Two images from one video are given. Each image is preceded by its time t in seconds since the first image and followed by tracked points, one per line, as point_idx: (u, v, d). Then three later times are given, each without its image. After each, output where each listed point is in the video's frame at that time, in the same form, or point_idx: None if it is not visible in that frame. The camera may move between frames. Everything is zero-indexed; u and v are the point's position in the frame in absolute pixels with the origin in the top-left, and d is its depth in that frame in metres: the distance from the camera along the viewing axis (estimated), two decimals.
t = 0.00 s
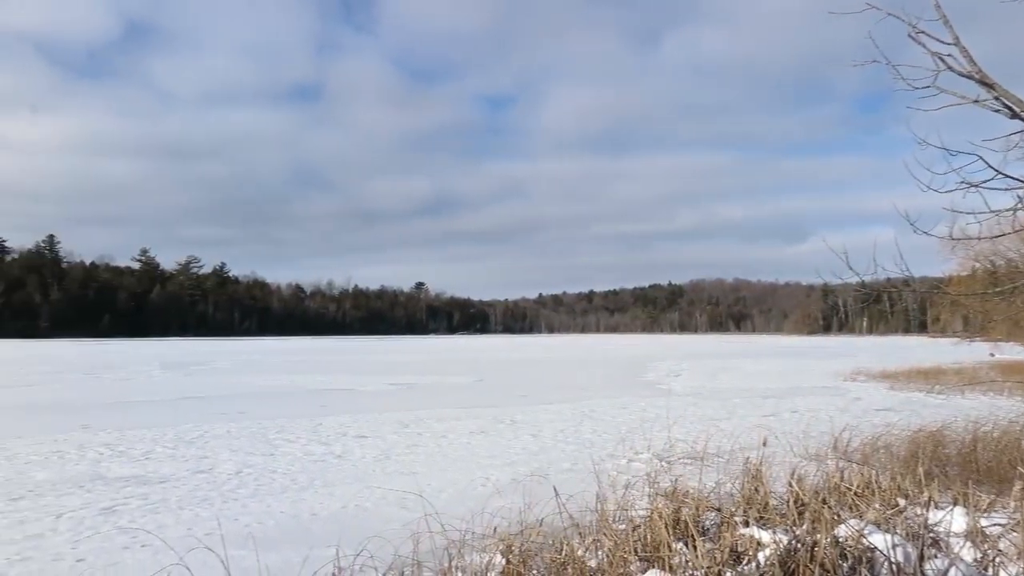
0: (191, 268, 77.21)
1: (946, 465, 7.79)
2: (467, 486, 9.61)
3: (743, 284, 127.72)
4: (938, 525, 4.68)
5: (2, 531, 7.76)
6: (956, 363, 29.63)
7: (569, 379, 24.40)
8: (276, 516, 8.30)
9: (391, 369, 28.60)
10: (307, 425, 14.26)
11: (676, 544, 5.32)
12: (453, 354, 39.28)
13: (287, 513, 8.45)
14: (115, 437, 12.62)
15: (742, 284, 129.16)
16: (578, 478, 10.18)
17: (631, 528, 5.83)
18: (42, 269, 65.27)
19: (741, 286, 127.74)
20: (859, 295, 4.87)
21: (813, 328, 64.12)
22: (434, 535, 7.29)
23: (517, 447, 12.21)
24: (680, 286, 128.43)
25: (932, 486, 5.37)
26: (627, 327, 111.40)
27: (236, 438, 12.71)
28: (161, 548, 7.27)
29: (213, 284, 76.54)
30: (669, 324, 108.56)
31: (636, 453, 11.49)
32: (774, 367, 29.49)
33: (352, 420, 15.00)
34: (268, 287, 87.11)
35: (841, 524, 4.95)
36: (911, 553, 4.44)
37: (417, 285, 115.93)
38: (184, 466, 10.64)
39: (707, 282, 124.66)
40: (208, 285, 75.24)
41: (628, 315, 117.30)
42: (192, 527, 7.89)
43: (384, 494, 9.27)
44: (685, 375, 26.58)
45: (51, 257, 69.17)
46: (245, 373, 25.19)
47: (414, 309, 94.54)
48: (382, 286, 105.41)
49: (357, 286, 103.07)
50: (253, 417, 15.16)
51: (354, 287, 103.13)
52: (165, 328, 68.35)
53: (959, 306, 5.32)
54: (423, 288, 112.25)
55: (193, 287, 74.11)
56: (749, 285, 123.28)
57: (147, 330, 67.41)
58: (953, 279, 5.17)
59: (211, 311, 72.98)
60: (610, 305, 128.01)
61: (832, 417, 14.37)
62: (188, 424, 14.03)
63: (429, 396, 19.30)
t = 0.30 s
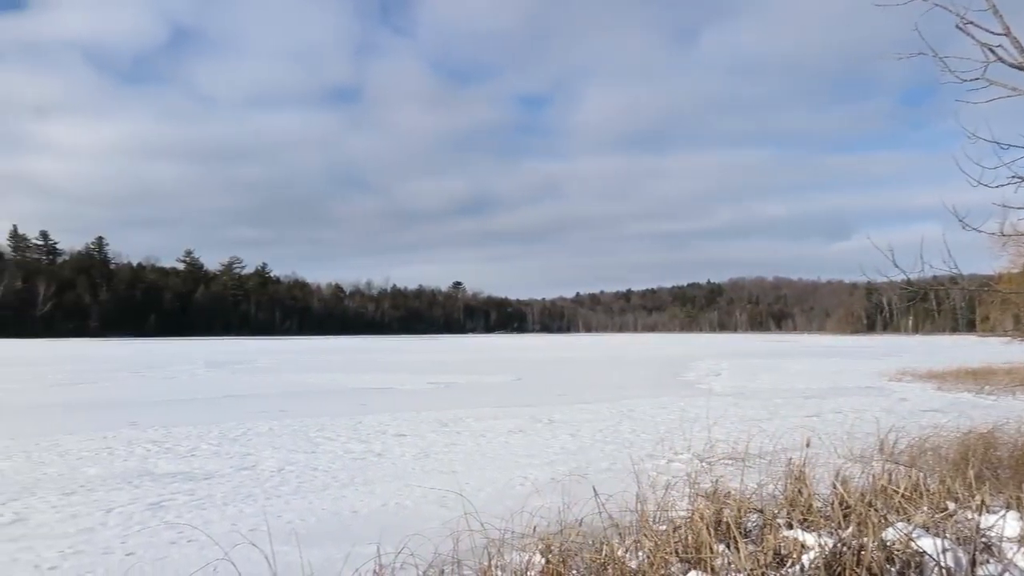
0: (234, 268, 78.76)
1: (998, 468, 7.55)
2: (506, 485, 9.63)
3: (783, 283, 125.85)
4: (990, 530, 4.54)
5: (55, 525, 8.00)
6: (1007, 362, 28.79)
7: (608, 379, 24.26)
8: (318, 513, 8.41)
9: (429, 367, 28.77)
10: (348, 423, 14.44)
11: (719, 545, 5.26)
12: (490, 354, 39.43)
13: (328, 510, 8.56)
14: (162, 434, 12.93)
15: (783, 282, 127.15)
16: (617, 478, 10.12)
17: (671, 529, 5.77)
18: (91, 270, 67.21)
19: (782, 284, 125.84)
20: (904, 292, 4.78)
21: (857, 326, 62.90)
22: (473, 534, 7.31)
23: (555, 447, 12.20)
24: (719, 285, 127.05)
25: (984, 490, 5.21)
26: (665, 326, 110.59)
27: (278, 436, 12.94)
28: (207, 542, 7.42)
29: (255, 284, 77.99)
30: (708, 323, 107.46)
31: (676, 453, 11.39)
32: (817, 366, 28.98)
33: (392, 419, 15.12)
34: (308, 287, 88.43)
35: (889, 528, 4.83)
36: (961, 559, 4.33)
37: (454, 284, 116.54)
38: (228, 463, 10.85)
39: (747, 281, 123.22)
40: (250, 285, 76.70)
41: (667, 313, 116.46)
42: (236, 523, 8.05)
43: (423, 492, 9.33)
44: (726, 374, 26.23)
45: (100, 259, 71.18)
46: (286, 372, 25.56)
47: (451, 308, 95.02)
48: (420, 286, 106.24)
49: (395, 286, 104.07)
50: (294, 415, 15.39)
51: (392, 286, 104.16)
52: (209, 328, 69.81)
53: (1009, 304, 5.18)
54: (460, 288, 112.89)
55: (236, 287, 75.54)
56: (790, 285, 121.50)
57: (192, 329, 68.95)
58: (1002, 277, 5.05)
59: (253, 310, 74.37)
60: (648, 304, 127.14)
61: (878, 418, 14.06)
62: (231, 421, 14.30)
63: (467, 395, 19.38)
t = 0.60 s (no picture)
0: (275, 268, 80.09)
1: None
2: (544, 484, 9.62)
3: (825, 281, 123.72)
4: None
5: (104, 518, 8.22)
6: None
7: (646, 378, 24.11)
8: (358, 510, 8.51)
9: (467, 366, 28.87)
10: (387, 420, 14.58)
11: (761, 548, 5.17)
12: (527, 353, 39.47)
13: (368, 507, 8.64)
14: (206, 430, 13.20)
15: (825, 281, 124.88)
16: (656, 478, 10.04)
17: (712, 531, 5.70)
18: (138, 270, 68.98)
19: (824, 283, 123.70)
20: (953, 291, 4.66)
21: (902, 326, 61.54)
22: (512, 532, 7.30)
23: (593, 446, 12.14)
24: (759, 283, 125.41)
25: None
26: (704, 325, 109.55)
27: (319, 433, 13.12)
28: (250, 537, 7.55)
29: (296, 283, 79.21)
30: (748, 321, 106.15)
31: (716, 454, 11.25)
32: (860, 367, 28.42)
33: (429, 417, 15.21)
34: (347, 286, 89.52)
35: (938, 532, 4.71)
36: (1016, 565, 4.19)
37: (491, 283, 116.98)
38: (270, 459, 11.04)
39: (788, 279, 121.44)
40: (291, 285, 77.93)
41: (705, 312, 115.35)
42: (278, 519, 8.17)
43: (462, 490, 9.37)
44: (766, 374, 25.88)
45: (146, 259, 72.99)
46: (326, 370, 25.90)
47: (488, 307, 95.31)
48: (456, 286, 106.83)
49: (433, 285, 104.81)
50: (334, 412, 15.59)
51: (429, 286, 104.91)
52: (251, 326, 71.14)
53: None
54: (497, 287, 113.19)
55: (277, 287, 76.75)
56: (832, 284, 119.41)
57: (234, 328, 70.31)
58: None
59: (294, 309, 75.55)
60: (686, 303, 125.97)
61: (925, 420, 13.72)
62: (273, 418, 14.54)
63: (505, 394, 19.42)
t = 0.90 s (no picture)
0: (315, 268, 81.24)
1: None
2: (583, 484, 9.59)
3: (869, 280, 121.17)
4: None
5: (152, 513, 8.43)
6: None
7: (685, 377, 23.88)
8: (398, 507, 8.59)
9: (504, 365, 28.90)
10: (425, 419, 14.67)
11: (805, 550, 5.09)
12: (565, 351, 39.39)
13: (408, 505, 8.72)
14: (250, 427, 13.44)
15: (868, 279, 122.25)
16: (696, 478, 9.93)
17: (754, 533, 5.62)
18: (182, 271, 70.54)
19: (867, 281, 121.13)
20: (1003, 288, 4.54)
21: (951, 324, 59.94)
22: (551, 532, 7.30)
23: (631, 446, 12.07)
24: (800, 281, 123.37)
25: None
26: (744, 324, 108.14)
27: (359, 431, 13.26)
28: (293, 534, 7.67)
29: (335, 283, 80.23)
30: (789, 320, 104.49)
31: (757, 454, 11.09)
32: (906, 366, 27.76)
33: (468, 415, 15.26)
34: (385, 285, 90.37)
35: (990, 536, 4.59)
36: None
37: (528, 283, 117.01)
38: (311, 457, 11.20)
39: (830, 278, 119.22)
40: (330, 284, 78.95)
41: (745, 311, 113.83)
42: (320, 515, 8.29)
43: (500, 489, 9.40)
44: (808, 374, 25.44)
45: (191, 259, 74.61)
46: (365, 369, 26.17)
47: (525, 307, 95.36)
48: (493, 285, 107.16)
49: (470, 284, 105.25)
50: (373, 410, 15.75)
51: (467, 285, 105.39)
52: (291, 325, 72.20)
53: None
54: (533, 286, 113.17)
55: (317, 286, 77.81)
56: (877, 283, 116.83)
57: (275, 327, 71.45)
58: None
59: (333, 309, 76.52)
60: (725, 301, 124.37)
61: (974, 422, 13.35)
62: (313, 416, 14.74)
63: (543, 393, 19.39)
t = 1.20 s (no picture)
0: (354, 268, 82.22)
1: None
2: (623, 484, 9.54)
3: (916, 277, 118.15)
4: None
5: (199, 509, 8.63)
6: None
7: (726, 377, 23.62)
8: (438, 506, 8.65)
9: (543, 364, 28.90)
10: (464, 418, 14.76)
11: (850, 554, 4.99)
12: (603, 351, 39.24)
13: (448, 504, 8.78)
14: (292, 426, 13.67)
15: (915, 277, 119.21)
16: (738, 479, 9.81)
17: (798, 535, 5.53)
18: (226, 272, 72.03)
19: (914, 278, 118.15)
20: None
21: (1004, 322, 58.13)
22: (591, 532, 7.27)
23: (671, 446, 11.96)
24: (843, 279, 120.92)
25: None
26: (786, 322, 106.38)
27: (398, 431, 13.37)
28: (335, 531, 7.78)
29: (374, 283, 81.10)
30: (832, 319, 102.46)
31: (801, 455, 10.90)
32: (956, 366, 27.02)
33: (507, 415, 15.31)
34: (424, 285, 91.02)
35: None
36: None
37: (565, 282, 116.77)
38: (353, 455, 11.34)
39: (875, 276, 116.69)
40: (370, 285, 79.82)
41: (787, 309, 111.92)
42: (361, 513, 8.40)
43: (540, 488, 9.40)
44: (853, 373, 24.93)
45: (234, 261, 76.08)
46: (404, 369, 26.40)
47: (563, 306, 95.15)
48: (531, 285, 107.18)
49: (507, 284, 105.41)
50: (413, 409, 15.88)
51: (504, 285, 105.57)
52: (332, 325, 73.10)
53: None
54: (571, 285, 113.00)
55: (356, 287, 78.71)
56: (924, 280, 113.91)
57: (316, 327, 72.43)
58: None
59: (373, 309, 77.32)
60: (766, 300, 122.41)
61: None
62: (354, 416, 14.90)
63: (581, 392, 19.33)
